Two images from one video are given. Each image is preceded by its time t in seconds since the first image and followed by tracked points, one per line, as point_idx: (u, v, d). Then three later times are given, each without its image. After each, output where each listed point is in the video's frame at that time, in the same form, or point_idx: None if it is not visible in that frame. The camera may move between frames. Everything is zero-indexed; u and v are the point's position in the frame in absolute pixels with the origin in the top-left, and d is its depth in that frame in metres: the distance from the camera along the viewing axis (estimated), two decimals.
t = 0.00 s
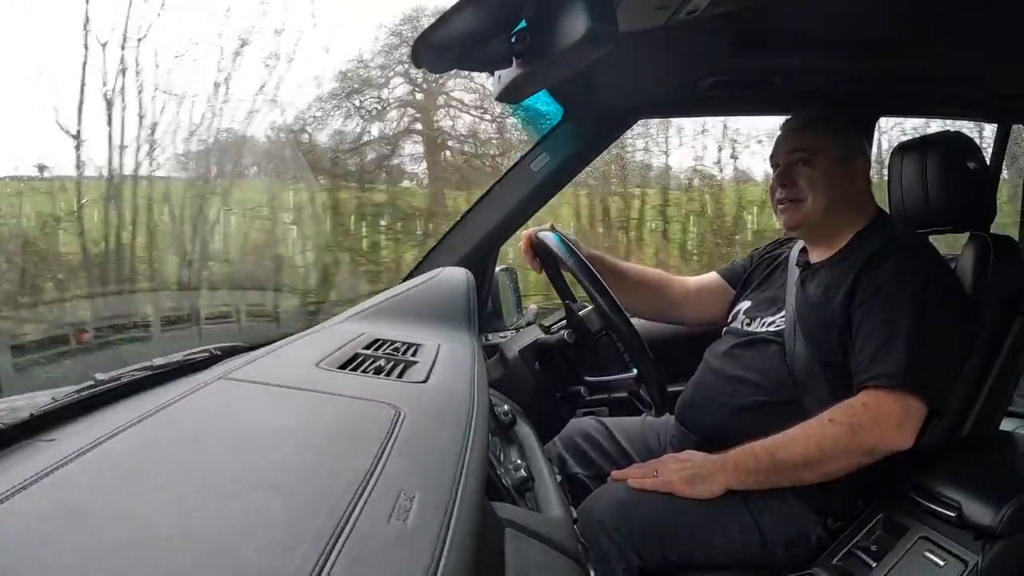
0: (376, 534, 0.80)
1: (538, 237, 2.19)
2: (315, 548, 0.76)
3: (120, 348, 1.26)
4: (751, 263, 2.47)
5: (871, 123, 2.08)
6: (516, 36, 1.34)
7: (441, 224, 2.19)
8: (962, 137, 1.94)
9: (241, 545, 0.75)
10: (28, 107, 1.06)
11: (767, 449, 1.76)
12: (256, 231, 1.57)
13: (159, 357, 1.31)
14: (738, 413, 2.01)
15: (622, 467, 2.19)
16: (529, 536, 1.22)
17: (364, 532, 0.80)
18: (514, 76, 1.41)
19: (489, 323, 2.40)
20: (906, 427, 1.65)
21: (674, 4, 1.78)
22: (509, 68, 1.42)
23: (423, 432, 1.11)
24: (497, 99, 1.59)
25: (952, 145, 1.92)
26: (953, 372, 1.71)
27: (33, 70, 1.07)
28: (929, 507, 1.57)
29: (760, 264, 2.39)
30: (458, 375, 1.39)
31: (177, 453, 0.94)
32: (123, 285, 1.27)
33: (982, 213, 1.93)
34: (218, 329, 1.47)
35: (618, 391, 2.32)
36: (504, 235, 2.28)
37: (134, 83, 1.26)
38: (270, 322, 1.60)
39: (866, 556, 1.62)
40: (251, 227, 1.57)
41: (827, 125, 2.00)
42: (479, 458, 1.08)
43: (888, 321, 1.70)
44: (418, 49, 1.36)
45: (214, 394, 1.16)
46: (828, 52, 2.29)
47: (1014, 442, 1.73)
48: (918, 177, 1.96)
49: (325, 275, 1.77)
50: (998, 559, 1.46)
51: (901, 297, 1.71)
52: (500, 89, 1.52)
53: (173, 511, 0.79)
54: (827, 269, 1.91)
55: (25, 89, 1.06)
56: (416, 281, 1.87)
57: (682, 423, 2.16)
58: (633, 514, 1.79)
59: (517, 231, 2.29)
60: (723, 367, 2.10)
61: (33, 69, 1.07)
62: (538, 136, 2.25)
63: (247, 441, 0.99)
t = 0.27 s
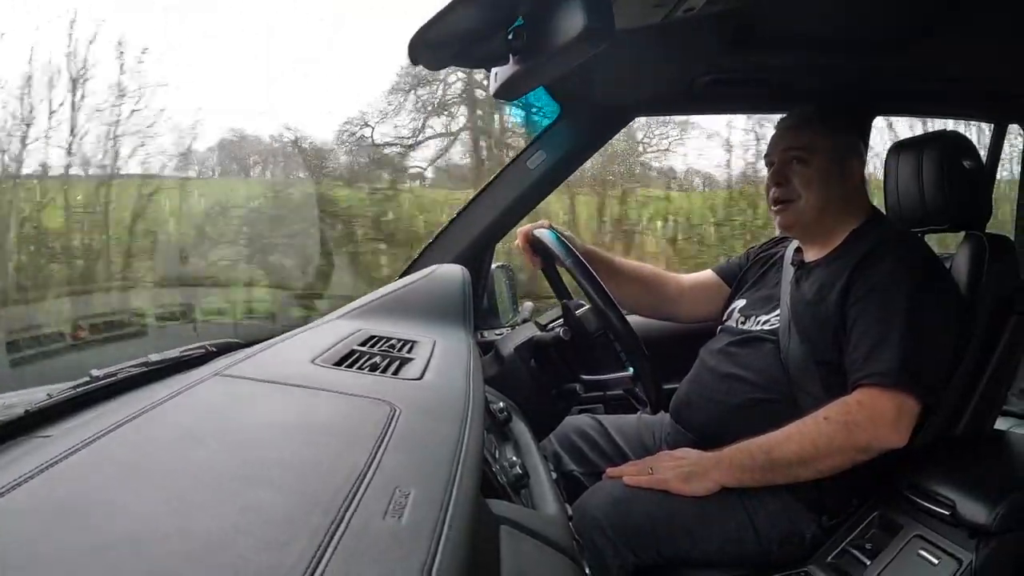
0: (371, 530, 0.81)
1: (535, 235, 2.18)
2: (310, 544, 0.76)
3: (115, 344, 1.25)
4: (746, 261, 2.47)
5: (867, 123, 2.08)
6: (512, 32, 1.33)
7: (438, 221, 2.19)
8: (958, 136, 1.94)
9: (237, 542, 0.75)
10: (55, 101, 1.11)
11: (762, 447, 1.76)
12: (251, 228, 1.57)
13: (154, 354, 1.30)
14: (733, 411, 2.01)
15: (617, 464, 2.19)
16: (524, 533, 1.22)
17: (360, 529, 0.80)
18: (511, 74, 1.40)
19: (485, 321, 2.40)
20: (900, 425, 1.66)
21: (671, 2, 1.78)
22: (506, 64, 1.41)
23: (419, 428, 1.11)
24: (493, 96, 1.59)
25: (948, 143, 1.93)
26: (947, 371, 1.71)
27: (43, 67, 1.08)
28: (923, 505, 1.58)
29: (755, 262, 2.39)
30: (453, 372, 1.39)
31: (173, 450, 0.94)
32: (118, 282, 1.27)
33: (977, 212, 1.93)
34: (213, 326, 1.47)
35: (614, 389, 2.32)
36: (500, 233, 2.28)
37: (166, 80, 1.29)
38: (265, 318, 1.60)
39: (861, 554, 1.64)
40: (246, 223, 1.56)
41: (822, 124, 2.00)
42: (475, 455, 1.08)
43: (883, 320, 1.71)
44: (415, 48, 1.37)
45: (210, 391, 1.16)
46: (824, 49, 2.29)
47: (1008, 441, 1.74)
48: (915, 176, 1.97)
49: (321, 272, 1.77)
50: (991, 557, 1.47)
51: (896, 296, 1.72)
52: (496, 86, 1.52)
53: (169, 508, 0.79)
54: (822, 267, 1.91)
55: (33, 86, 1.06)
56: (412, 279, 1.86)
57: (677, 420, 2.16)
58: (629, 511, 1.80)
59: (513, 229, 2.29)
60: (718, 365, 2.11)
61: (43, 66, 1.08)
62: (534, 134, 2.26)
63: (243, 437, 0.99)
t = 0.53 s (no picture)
0: (367, 529, 0.81)
1: (529, 234, 2.18)
2: (306, 543, 0.76)
3: (109, 344, 1.25)
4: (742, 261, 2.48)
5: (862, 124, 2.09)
6: (509, 32, 1.33)
7: (433, 221, 2.18)
8: (954, 137, 1.94)
9: (232, 541, 0.74)
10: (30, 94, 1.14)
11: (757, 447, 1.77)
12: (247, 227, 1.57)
13: (148, 353, 1.29)
14: (728, 411, 2.02)
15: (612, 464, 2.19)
16: (520, 533, 1.22)
17: (355, 529, 0.80)
18: (507, 73, 1.40)
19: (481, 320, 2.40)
20: (895, 426, 1.66)
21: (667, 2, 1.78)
22: (502, 64, 1.41)
23: (415, 428, 1.11)
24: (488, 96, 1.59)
25: (943, 144, 1.93)
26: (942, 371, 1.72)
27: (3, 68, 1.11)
28: (918, 506, 1.58)
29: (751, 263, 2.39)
30: (449, 372, 1.39)
31: (169, 449, 0.93)
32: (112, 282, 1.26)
33: (972, 213, 1.94)
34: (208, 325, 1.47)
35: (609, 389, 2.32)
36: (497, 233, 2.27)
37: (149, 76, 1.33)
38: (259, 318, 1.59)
39: (856, 554, 1.64)
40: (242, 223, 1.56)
41: (818, 124, 2.00)
42: (470, 454, 1.08)
43: (878, 321, 1.71)
44: (411, 46, 1.35)
45: (205, 391, 1.16)
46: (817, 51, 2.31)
47: (1002, 441, 1.74)
48: (910, 176, 1.97)
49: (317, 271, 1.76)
50: (985, 557, 1.47)
51: (891, 296, 1.72)
52: (491, 85, 1.52)
53: (165, 508, 0.79)
54: (817, 268, 1.92)
55: None
56: (408, 278, 1.86)
57: (672, 420, 2.17)
58: (624, 511, 1.80)
59: (508, 228, 2.27)
60: (714, 365, 2.11)
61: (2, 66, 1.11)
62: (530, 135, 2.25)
63: (239, 437, 0.99)
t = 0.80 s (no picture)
0: (363, 528, 0.80)
1: (527, 236, 2.19)
2: (301, 541, 0.76)
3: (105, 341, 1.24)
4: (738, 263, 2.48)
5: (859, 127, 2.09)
6: (506, 32, 1.33)
7: (430, 221, 2.18)
8: (950, 140, 1.95)
9: (228, 539, 0.74)
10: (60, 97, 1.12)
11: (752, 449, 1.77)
12: (245, 226, 1.57)
13: (145, 351, 1.29)
14: (723, 412, 2.02)
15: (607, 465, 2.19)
16: (515, 533, 1.22)
17: (351, 527, 0.80)
18: (505, 73, 1.39)
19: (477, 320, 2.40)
20: (889, 428, 1.67)
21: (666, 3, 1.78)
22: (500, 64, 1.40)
23: (410, 427, 1.11)
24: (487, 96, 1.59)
25: (940, 147, 1.94)
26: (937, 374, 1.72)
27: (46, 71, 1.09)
28: (913, 508, 1.59)
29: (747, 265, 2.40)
30: (445, 372, 1.39)
31: (164, 447, 0.93)
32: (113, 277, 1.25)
33: (968, 216, 1.95)
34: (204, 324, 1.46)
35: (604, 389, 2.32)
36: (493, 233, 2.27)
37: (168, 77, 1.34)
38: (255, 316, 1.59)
39: (849, 555, 1.62)
40: (239, 222, 1.56)
41: (815, 127, 2.00)
42: (465, 454, 1.08)
43: (873, 323, 1.71)
44: (410, 46, 1.36)
45: (201, 388, 1.16)
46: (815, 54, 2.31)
47: (996, 445, 1.75)
48: (907, 178, 1.98)
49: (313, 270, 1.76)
50: (979, 560, 1.48)
51: (886, 299, 1.72)
52: (489, 85, 1.51)
53: (160, 505, 0.79)
54: (813, 270, 1.92)
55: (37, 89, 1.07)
56: (405, 278, 1.86)
57: (667, 421, 2.17)
58: (619, 512, 1.80)
59: (505, 229, 2.27)
60: (710, 366, 2.11)
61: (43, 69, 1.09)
62: (527, 134, 2.25)
63: (234, 435, 0.98)
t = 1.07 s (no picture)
0: (359, 527, 0.81)
1: (524, 235, 2.20)
2: (297, 541, 0.76)
3: (103, 339, 1.24)
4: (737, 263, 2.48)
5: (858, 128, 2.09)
6: (505, 33, 1.34)
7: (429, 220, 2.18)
8: (948, 140, 1.95)
9: (223, 539, 0.74)
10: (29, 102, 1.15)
11: (748, 450, 1.77)
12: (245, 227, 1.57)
13: (140, 350, 1.31)
14: (721, 413, 2.02)
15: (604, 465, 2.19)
16: (511, 533, 1.22)
17: (346, 527, 0.80)
18: (503, 72, 1.39)
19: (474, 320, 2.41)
20: (886, 431, 1.67)
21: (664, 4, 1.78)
22: (498, 63, 1.40)
23: (407, 426, 1.11)
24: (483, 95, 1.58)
25: (938, 148, 1.94)
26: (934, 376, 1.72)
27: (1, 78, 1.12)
28: (909, 509, 1.59)
29: (746, 266, 2.40)
30: (441, 371, 1.39)
31: (161, 445, 0.93)
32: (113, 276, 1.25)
33: (966, 217, 1.95)
34: (202, 322, 1.46)
35: (602, 389, 2.33)
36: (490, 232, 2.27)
37: (172, 95, 1.37)
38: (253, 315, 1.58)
39: (846, 556, 1.64)
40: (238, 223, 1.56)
41: (815, 130, 2.01)
42: (461, 453, 1.08)
43: (871, 325, 1.72)
44: (408, 47, 1.35)
45: (199, 386, 1.16)
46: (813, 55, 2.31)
47: (992, 446, 1.75)
48: (904, 179, 1.98)
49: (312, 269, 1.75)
50: (975, 562, 1.48)
51: (884, 301, 1.72)
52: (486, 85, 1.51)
53: (155, 504, 0.79)
54: (811, 271, 1.92)
55: None
56: (403, 276, 1.86)
57: (664, 422, 2.18)
58: (616, 512, 1.80)
59: (502, 228, 2.28)
60: (708, 366, 2.11)
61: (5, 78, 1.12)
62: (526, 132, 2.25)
63: (231, 434, 0.98)
